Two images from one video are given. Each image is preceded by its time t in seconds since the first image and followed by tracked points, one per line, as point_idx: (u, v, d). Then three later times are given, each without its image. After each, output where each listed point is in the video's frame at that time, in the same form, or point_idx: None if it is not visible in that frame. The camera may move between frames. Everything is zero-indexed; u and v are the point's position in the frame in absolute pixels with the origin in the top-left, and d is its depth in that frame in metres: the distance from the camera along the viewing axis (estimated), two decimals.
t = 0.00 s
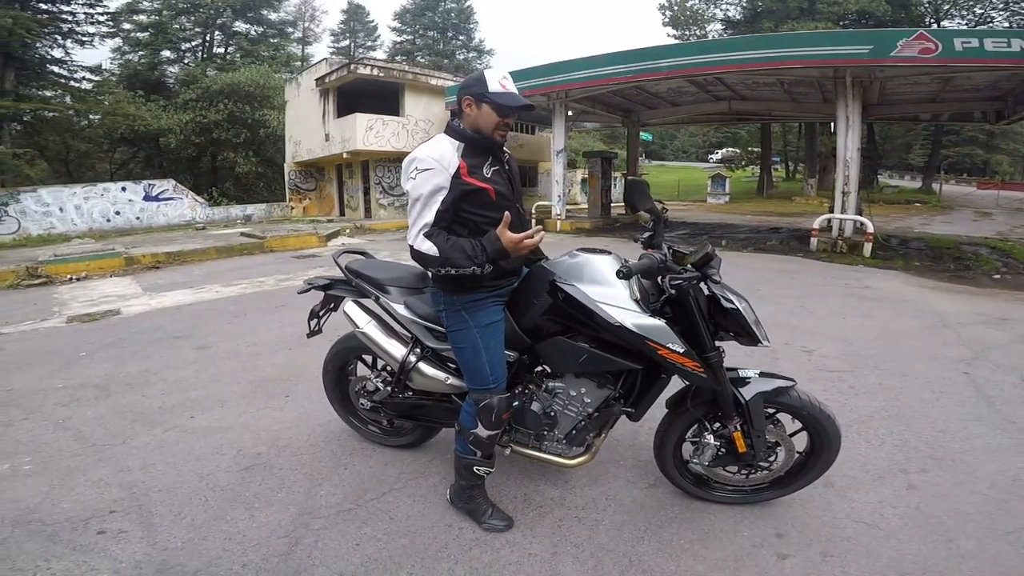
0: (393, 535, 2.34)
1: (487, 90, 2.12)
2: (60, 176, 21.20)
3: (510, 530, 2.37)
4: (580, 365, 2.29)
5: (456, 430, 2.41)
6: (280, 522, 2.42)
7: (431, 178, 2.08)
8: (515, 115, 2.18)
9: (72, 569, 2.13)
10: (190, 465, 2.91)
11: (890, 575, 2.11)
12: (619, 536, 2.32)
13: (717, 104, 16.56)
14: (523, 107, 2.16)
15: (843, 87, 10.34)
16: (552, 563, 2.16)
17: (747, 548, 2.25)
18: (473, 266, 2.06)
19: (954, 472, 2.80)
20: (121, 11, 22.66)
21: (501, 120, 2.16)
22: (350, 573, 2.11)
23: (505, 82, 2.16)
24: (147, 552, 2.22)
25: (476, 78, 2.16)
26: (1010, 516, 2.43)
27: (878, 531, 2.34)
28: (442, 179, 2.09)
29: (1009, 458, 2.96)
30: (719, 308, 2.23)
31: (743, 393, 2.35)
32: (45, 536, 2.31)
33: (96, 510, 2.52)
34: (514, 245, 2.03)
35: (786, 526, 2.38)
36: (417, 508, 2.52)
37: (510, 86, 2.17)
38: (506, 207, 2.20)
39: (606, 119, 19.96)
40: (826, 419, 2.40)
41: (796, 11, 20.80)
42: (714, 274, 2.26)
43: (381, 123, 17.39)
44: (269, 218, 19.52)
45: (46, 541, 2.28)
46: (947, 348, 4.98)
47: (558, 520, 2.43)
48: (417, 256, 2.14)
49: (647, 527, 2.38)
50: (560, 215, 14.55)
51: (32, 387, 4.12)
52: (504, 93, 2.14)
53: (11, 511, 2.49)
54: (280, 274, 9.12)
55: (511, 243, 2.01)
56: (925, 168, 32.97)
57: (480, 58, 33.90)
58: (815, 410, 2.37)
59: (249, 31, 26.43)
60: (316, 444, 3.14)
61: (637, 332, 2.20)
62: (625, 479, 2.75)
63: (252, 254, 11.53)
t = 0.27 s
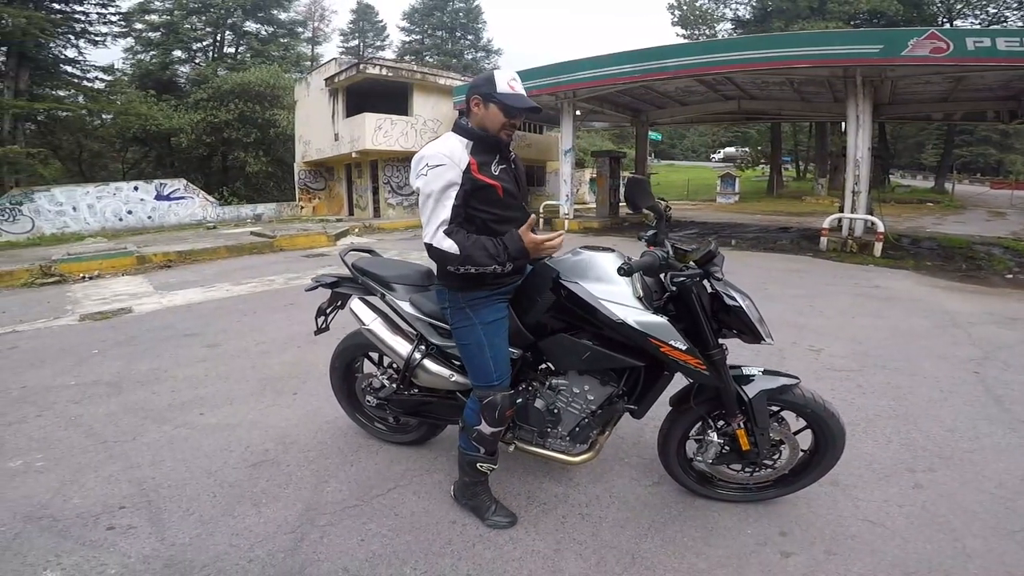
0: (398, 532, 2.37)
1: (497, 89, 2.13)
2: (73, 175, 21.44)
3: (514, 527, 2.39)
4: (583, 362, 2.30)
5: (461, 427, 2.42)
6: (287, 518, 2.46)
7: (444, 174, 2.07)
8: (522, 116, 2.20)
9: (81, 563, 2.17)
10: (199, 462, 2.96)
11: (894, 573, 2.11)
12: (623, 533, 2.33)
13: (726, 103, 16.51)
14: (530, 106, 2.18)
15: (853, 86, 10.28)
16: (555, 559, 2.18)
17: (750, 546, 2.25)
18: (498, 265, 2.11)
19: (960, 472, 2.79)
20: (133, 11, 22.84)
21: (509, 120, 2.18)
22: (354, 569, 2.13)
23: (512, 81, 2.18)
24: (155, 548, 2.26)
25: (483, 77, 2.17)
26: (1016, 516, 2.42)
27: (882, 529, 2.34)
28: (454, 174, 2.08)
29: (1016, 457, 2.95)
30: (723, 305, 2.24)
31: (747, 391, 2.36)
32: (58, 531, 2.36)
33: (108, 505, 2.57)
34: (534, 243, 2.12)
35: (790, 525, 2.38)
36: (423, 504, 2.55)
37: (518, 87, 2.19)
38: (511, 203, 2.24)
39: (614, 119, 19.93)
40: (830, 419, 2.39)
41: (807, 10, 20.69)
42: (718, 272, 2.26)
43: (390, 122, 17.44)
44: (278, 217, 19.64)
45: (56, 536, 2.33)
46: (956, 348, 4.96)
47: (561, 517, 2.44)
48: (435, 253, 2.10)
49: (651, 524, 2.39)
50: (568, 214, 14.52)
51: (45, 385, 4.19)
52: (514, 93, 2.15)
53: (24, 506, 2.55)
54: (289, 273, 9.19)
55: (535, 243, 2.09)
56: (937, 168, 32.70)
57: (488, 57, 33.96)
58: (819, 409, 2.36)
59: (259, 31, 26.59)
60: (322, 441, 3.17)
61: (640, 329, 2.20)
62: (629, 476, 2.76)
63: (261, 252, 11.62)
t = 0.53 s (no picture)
0: (400, 529, 2.38)
1: (508, 89, 2.14)
2: (78, 175, 21.52)
3: (516, 524, 2.40)
4: (584, 359, 2.31)
5: (463, 424, 2.43)
6: (290, 515, 2.47)
7: (449, 170, 2.08)
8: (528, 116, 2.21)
9: (84, 560, 2.19)
10: (202, 460, 2.97)
11: (896, 572, 2.11)
12: (624, 531, 2.34)
13: (730, 103, 16.48)
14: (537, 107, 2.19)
15: (857, 86, 10.25)
16: (556, 556, 2.19)
17: (752, 544, 2.26)
18: (499, 258, 2.12)
19: (963, 471, 2.79)
20: (138, 11, 22.89)
21: (515, 119, 2.18)
22: (356, 566, 2.14)
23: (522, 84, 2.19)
24: (158, 545, 2.28)
25: (491, 75, 2.17)
26: (1020, 515, 2.42)
27: (884, 528, 2.34)
28: (459, 171, 2.09)
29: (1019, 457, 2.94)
30: (724, 302, 2.24)
31: (748, 388, 2.36)
32: (62, 528, 2.38)
33: (112, 502, 2.59)
34: (537, 238, 2.16)
35: (792, 523, 2.38)
36: (425, 502, 2.55)
37: (527, 87, 2.20)
38: (516, 202, 2.25)
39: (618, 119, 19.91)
40: (832, 416, 2.39)
41: (811, 9, 20.63)
42: (719, 268, 2.26)
43: (393, 121, 17.45)
44: (282, 217, 19.67)
45: (60, 534, 2.34)
46: (960, 347, 4.94)
47: (563, 515, 2.45)
48: (436, 247, 2.11)
49: (652, 523, 2.39)
50: (571, 213, 14.40)
51: (49, 383, 4.21)
52: (522, 94, 2.16)
53: (28, 504, 2.57)
54: (292, 272, 9.20)
55: (537, 236, 2.12)
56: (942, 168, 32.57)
57: (491, 57, 33.97)
58: (821, 406, 2.37)
59: (262, 31, 26.65)
60: (325, 438, 3.18)
61: (641, 326, 2.21)
62: (631, 474, 2.77)
63: (265, 252, 11.65)
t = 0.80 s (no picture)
0: (400, 527, 2.38)
1: (503, 86, 2.14)
2: (77, 174, 21.48)
3: (515, 522, 2.40)
4: (583, 357, 2.31)
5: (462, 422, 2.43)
6: (289, 513, 2.47)
7: (447, 167, 2.09)
8: (526, 113, 2.19)
9: (83, 559, 2.18)
10: (201, 459, 2.97)
11: (896, 571, 2.11)
12: (623, 529, 2.34)
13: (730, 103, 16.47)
14: (536, 104, 2.18)
15: (857, 85, 10.25)
16: (555, 556, 2.19)
17: (752, 542, 2.26)
18: (483, 247, 2.05)
19: (963, 470, 2.79)
20: (138, 10, 22.87)
21: (513, 116, 2.17)
22: (355, 565, 2.15)
23: (519, 80, 2.18)
24: (157, 544, 2.28)
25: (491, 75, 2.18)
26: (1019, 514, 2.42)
27: (884, 527, 2.34)
28: (456, 167, 2.10)
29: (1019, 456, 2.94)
30: (722, 300, 2.24)
31: (748, 386, 2.35)
32: (61, 527, 2.37)
33: (111, 501, 2.59)
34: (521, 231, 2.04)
35: (792, 522, 2.38)
36: (424, 501, 2.56)
37: (525, 84, 2.19)
38: (517, 200, 2.24)
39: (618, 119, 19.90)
40: (831, 414, 2.40)
41: (811, 9, 20.62)
42: (718, 266, 2.26)
43: (393, 121, 17.43)
44: (281, 216, 19.65)
45: (58, 532, 2.34)
46: (960, 346, 4.94)
47: (562, 513, 2.45)
48: (426, 239, 2.12)
49: (652, 521, 2.39)
50: (571, 213, 14.46)
51: (49, 381, 4.20)
52: (517, 90, 2.15)
53: (27, 502, 2.57)
54: (292, 271, 9.19)
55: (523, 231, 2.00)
56: (942, 168, 32.54)
57: (491, 57, 33.96)
58: (820, 404, 2.37)
59: (262, 31, 26.65)
60: (325, 437, 3.18)
61: (640, 324, 2.21)
62: (631, 472, 2.77)
63: (264, 251, 11.63)
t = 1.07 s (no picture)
0: (400, 528, 2.37)
1: (475, 81, 2.11)
2: (78, 175, 21.49)
3: (515, 523, 2.39)
4: (583, 357, 2.29)
5: (463, 423, 2.42)
6: (288, 514, 2.46)
7: (442, 165, 2.08)
8: (510, 103, 2.13)
9: (81, 559, 2.17)
10: (199, 459, 2.96)
11: (897, 571, 2.10)
12: (623, 531, 2.33)
13: (730, 103, 16.46)
14: (518, 92, 2.13)
15: (857, 85, 10.24)
16: (556, 556, 2.17)
17: (753, 544, 2.24)
18: (467, 231, 1.99)
19: (964, 471, 2.77)
20: (138, 11, 22.84)
21: (496, 105, 2.12)
22: (355, 565, 2.13)
23: (490, 69, 2.12)
24: (156, 544, 2.27)
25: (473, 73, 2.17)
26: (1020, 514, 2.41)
27: (885, 527, 2.33)
28: (451, 166, 2.09)
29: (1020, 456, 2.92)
30: (723, 300, 2.22)
31: (749, 387, 2.34)
32: (59, 528, 2.36)
33: (110, 501, 2.58)
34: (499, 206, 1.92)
35: (794, 523, 2.37)
36: (424, 501, 2.54)
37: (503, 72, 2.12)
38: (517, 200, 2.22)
39: (618, 119, 19.91)
40: (833, 415, 2.38)
41: (812, 9, 20.62)
42: (719, 267, 2.24)
43: (394, 121, 17.41)
44: (281, 217, 19.62)
45: (57, 533, 2.33)
46: (960, 347, 4.93)
47: (563, 514, 2.44)
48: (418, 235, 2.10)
49: (653, 522, 2.38)
50: (571, 214, 14.44)
51: (48, 382, 4.19)
52: (488, 79, 2.10)
53: (26, 503, 2.55)
54: (292, 272, 9.18)
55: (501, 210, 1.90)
56: (942, 169, 32.53)
57: (491, 57, 33.97)
58: (821, 406, 2.36)
59: (262, 31, 26.64)
60: (325, 437, 3.18)
61: (640, 324, 2.20)
62: (631, 473, 2.75)
63: (264, 251, 11.60)
